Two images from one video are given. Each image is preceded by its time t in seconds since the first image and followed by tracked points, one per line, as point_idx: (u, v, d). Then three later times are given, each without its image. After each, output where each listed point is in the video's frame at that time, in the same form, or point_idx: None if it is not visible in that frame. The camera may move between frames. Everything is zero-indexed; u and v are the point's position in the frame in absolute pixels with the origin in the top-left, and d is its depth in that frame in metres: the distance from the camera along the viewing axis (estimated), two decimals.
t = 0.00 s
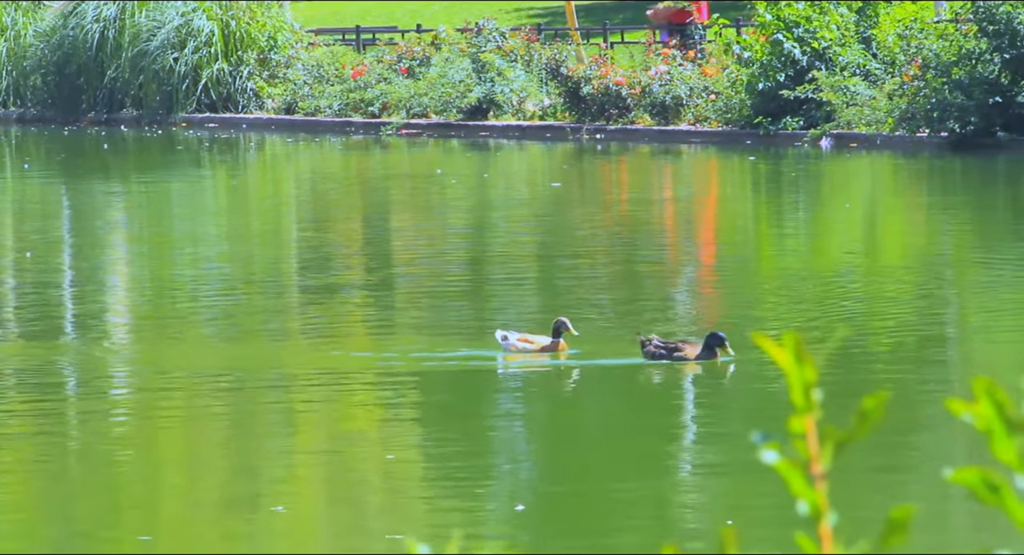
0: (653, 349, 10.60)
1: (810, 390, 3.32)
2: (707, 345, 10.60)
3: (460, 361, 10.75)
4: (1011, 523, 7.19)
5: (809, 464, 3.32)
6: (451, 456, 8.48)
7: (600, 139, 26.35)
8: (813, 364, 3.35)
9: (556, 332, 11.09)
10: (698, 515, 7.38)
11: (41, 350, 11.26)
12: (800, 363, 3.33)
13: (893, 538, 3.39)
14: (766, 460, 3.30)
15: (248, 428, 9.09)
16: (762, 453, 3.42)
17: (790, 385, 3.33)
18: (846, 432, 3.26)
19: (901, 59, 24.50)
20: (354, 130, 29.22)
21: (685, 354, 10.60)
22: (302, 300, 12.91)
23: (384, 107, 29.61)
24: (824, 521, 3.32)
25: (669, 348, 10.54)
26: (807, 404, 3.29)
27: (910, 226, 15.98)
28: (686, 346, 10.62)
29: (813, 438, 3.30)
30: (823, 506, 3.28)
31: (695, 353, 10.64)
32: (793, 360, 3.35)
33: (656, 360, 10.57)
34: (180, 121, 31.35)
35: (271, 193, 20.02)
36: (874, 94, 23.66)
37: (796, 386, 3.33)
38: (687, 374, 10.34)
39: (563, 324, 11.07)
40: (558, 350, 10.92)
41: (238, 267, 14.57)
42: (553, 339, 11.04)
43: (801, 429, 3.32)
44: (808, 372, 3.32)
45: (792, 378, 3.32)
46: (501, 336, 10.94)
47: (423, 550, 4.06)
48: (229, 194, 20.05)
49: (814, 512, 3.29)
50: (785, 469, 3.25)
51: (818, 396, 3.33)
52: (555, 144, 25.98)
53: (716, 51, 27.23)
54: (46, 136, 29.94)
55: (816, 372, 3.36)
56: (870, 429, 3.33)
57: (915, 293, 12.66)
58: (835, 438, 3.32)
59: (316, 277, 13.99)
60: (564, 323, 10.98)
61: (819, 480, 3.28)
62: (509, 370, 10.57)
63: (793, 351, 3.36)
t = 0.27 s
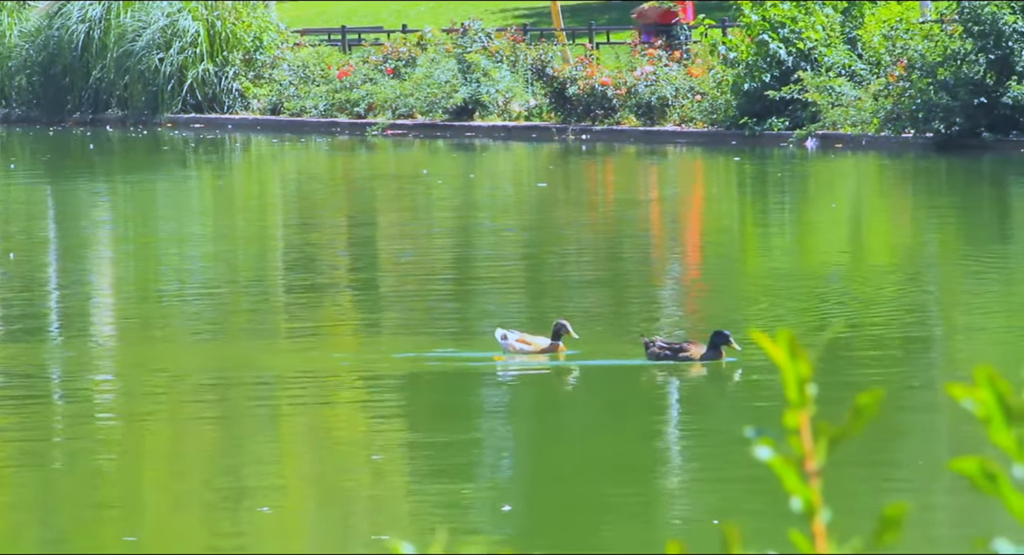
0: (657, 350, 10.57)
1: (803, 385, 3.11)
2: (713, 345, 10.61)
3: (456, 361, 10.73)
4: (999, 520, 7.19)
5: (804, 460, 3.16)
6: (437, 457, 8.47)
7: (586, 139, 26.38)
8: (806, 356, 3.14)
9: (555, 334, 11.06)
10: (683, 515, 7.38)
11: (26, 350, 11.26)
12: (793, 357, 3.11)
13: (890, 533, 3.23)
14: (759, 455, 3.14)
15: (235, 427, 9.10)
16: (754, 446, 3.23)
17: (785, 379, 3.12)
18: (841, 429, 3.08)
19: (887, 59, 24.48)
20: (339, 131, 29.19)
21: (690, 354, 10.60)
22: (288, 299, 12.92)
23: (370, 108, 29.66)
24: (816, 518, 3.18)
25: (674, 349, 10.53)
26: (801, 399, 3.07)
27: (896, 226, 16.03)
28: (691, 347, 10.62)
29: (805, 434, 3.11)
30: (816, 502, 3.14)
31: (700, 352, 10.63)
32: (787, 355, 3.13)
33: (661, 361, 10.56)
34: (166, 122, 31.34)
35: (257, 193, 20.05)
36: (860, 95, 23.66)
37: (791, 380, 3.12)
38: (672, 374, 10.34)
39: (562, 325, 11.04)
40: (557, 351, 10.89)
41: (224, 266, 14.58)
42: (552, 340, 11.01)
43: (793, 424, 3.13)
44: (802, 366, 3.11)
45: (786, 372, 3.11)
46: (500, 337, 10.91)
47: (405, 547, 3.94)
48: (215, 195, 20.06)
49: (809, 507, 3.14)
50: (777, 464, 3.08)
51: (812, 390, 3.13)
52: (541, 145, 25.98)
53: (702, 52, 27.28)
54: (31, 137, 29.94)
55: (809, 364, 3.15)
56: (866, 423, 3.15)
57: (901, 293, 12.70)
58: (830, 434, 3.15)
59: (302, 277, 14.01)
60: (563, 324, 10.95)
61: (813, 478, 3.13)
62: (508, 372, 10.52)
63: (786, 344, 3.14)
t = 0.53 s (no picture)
0: (663, 351, 10.60)
1: (786, 388, 3.30)
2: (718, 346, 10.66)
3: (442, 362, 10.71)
4: (984, 521, 7.21)
5: (788, 461, 3.30)
6: (423, 458, 8.46)
7: (572, 140, 26.39)
8: (790, 360, 3.33)
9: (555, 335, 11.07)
10: (671, 515, 7.39)
11: (12, 350, 11.26)
12: (777, 360, 3.31)
13: (869, 538, 3.34)
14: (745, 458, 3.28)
15: (220, 427, 9.10)
16: (739, 450, 3.39)
17: (768, 382, 3.30)
18: (822, 431, 3.22)
19: (873, 61, 24.52)
20: (325, 131, 29.20)
21: (695, 355, 10.62)
22: (274, 300, 12.93)
23: (356, 109, 29.68)
24: (800, 520, 3.30)
25: (680, 349, 10.57)
26: (784, 401, 3.26)
27: (882, 226, 16.08)
28: (697, 347, 10.64)
29: (790, 436, 3.27)
30: (799, 505, 3.26)
31: (705, 353, 10.66)
32: (769, 357, 3.34)
33: (667, 362, 10.58)
34: (152, 122, 31.32)
35: (244, 194, 20.05)
36: (846, 96, 23.70)
37: (774, 382, 3.30)
38: (661, 375, 10.36)
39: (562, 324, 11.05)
40: (557, 352, 10.91)
41: (210, 267, 14.59)
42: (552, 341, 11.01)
43: (778, 427, 3.28)
44: (786, 368, 3.30)
45: (769, 375, 3.30)
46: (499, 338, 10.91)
47: None
48: (201, 194, 20.08)
49: (791, 510, 3.25)
50: (761, 468, 3.22)
51: (795, 394, 3.31)
52: (527, 145, 25.94)
53: (688, 52, 27.30)
54: (16, 137, 29.90)
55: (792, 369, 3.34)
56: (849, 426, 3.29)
57: (886, 294, 12.73)
58: (813, 436, 3.28)
59: (288, 277, 14.02)
60: (564, 325, 10.95)
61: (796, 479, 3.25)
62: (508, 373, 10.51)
63: (771, 348, 3.35)
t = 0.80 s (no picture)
0: (669, 351, 10.54)
1: (783, 386, 3.24)
2: (725, 348, 10.61)
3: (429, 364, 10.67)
4: (976, 519, 7.20)
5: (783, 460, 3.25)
6: (414, 459, 8.44)
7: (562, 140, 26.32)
8: (785, 358, 3.28)
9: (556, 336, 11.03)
10: (661, 515, 7.39)
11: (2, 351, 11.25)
12: (772, 357, 3.26)
13: (865, 535, 3.30)
14: (740, 456, 3.24)
15: (210, 428, 9.10)
16: (735, 448, 3.34)
17: (763, 380, 3.25)
18: (817, 429, 3.17)
19: (863, 60, 24.60)
20: (315, 132, 29.17)
21: (701, 356, 10.59)
22: (264, 300, 12.93)
23: (346, 109, 29.61)
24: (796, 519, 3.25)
25: (685, 350, 10.53)
26: (780, 400, 3.21)
27: (871, 226, 16.13)
28: (702, 349, 10.60)
29: (786, 434, 3.22)
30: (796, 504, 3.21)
31: (711, 354, 10.62)
32: (766, 355, 3.29)
33: (673, 363, 10.53)
34: (142, 123, 31.32)
35: (234, 194, 20.05)
36: (836, 96, 23.78)
37: (769, 381, 3.25)
38: (652, 373, 10.38)
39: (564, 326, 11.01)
40: (559, 352, 10.83)
41: (199, 267, 14.58)
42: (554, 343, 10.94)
43: (774, 424, 3.23)
44: (781, 366, 3.25)
45: (765, 372, 3.25)
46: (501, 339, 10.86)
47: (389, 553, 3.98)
48: (191, 194, 20.09)
49: (787, 509, 3.21)
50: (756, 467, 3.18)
51: (791, 392, 3.26)
52: (518, 146, 25.93)
53: (679, 52, 27.31)
54: (5, 137, 29.86)
55: (788, 367, 3.29)
56: (844, 425, 3.24)
57: (875, 294, 12.74)
58: (808, 435, 3.23)
59: (279, 277, 14.01)
60: (566, 325, 10.89)
61: (792, 477, 3.20)
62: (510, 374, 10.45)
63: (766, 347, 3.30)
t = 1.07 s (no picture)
0: (676, 352, 10.51)
1: (777, 383, 3.19)
2: (731, 348, 10.57)
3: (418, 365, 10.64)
4: (967, 516, 7.19)
5: (777, 457, 3.20)
6: (404, 460, 8.41)
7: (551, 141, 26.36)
8: (780, 356, 3.21)
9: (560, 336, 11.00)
10: (649, 514, 7.39)
11: None
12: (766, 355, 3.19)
13: (860, 533, 3.24)
14: (735, 453, 3.20)
15: (199, 428, 9.10)
16: (730, 446, 3.29)
17: (758, 378, 3.19)
18: (812, 428, 3.12)
19: (851, 61, 24.58)
20: (304, 132, 29.16)
21: (709, 356, 10.53)
22: (254, 300, 12.92)
23: (335, 109, 29.62)
24: (790, 515, 3.20)
25: (692, 350, 10.47)
26: (774, 397, 3.15)
27: (860, 226, 16.17)
28: (709, 349, 10.54)
29: (779, 431, 3.16)
30: (790, 499, 3.17)
31: (718, 355, 10.56)
32: (761, 353, 3.25)
33: (680, 363, 10.49)
34: (131, 123, 31.32)
35: (223, 194, 20.04)
36: (824, 96, 23.76)
37: (763, 378, 3.19)
38: (644, 372, 10.39)
39: (567, 327, 10.98)
40: (562, 353, 10.82)
41: (189, 267, 14.57)
42: (557, 343, 10.93)
43: (768, 422, 3.17)
44: (776, 363, 3.20)
45: (759, 369, 3.20)
46: (505, 340, 10.85)
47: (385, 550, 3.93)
48: (180, 194, 20.11)
49: (781, 506, 3.16)
50: (752, 462, 3.14)
51: (786, 389, 3.21)
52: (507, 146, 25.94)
53: (668, 53, 27.29)
54: None
55: (782, 365, 3.22)
56: (838, 423, 3.18)
57: (864, 293, 12.76)
58: (803, 432, 3.17)
59: (268, 277, 14.02)
60: (569, 326, 10.87)
61: (787, 473, 3.15)
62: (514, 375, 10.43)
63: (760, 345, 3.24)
